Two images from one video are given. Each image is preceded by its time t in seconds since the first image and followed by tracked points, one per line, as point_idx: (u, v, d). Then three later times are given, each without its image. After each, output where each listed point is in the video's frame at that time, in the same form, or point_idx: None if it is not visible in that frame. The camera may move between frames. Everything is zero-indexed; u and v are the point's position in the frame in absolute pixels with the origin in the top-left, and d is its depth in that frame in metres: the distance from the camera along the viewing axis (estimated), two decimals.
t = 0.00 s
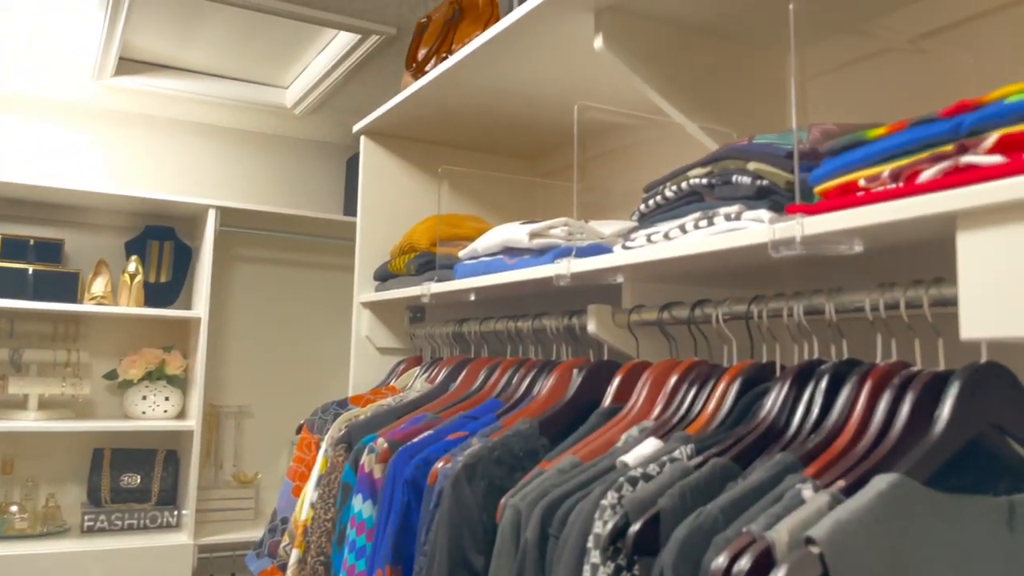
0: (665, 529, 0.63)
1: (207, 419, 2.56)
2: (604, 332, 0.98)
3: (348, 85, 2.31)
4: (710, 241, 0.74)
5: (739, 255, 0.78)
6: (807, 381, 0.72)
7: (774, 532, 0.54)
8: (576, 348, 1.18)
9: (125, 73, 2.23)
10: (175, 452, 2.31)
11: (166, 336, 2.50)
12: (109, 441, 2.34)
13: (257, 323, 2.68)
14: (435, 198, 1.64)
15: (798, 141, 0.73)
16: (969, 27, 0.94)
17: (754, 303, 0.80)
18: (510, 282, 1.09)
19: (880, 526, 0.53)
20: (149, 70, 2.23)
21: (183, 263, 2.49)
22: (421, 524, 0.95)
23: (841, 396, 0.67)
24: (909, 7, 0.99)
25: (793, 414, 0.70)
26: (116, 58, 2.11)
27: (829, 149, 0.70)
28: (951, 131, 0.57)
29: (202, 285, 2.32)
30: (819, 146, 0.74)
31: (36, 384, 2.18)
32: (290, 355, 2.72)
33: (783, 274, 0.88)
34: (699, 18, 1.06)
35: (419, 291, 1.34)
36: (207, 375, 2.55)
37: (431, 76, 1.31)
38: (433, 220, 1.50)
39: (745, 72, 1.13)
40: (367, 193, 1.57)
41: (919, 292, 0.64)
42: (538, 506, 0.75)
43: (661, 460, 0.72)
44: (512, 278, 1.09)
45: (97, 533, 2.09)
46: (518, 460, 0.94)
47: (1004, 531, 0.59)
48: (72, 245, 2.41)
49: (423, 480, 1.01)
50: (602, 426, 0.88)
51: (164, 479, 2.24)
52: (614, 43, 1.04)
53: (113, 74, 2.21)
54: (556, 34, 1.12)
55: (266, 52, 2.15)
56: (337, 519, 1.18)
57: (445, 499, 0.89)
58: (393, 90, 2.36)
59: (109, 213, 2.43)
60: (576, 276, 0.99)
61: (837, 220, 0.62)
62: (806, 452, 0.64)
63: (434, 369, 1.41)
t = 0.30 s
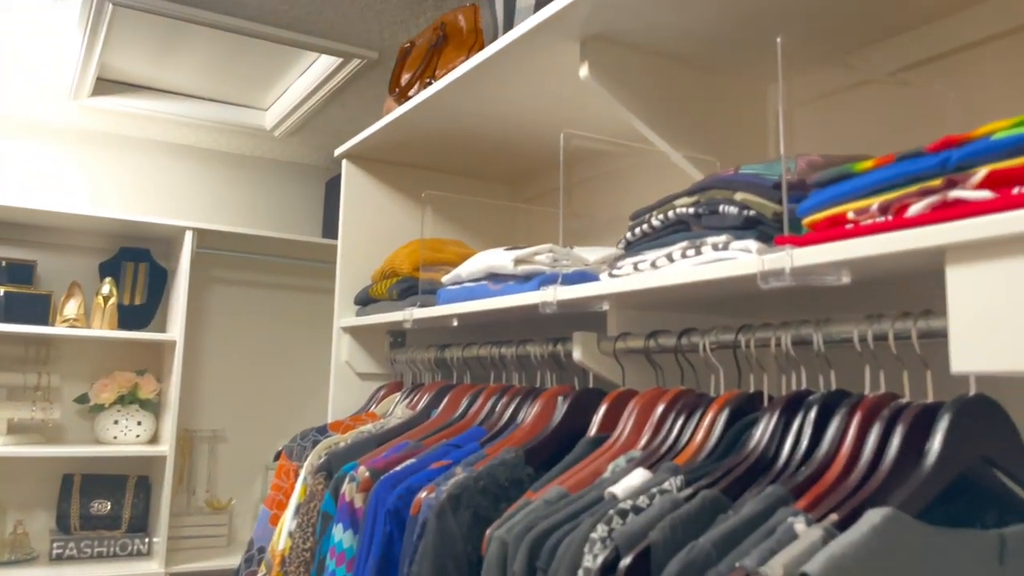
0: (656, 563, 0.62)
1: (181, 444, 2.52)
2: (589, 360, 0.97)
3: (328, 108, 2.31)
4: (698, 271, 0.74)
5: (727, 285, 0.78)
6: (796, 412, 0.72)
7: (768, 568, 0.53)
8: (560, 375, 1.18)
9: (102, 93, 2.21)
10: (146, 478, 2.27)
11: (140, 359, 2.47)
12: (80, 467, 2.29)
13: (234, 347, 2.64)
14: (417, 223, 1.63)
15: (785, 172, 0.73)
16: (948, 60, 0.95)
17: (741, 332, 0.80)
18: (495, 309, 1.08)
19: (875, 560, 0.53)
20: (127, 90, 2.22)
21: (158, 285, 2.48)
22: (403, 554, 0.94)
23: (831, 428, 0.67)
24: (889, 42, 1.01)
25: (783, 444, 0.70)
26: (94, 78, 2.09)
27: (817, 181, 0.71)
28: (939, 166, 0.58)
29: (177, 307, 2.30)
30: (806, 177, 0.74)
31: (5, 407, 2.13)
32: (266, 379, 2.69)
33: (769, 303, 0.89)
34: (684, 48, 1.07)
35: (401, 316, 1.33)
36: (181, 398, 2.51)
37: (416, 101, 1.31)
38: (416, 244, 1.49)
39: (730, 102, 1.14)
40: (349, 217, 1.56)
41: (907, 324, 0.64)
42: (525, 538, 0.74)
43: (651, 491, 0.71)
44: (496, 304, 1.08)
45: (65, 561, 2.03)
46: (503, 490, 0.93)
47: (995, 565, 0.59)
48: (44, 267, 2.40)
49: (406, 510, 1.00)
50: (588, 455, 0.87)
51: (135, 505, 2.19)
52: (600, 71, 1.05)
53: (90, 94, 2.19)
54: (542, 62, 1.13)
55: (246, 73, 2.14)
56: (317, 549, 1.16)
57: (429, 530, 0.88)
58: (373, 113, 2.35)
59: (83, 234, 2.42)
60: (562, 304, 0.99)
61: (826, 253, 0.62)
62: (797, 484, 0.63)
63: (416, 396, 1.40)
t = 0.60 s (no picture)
0: None
1: (156, 478, 2.46)
2: (580, 397, 0.97)
3: (311, 140, 2.31)
4: (691, 310, 0.75)
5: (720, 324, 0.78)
6: (791, 451, 0.72)
7: None
8: (550, 412, 1.17)
9: (83, 124, 2.19)
10: (122, 514, 2.22)
11: (116, 393, 2.44)
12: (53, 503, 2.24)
13: (212, 379, 2.61)
14: (402, 256, 1.63)
15: (778, 212, 0.74)
16: (930, 101, 0.97)
17: (733, 370, 0.80)
18: (484, 344, 1.08)
19: None
20: (108, 121, 2.20)
21: (135, 317, 2.46)
22: None
23: (827, 468, 0.67)
24: (870, 83, 1.03)
25: (778, 484, 0.70)
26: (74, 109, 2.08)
27: (810, 222, 0.72)
28: (932, 210, 0.59)
29: (156, 340, 2.27)
30: (799, 218, 0.75)
31: None
32: (245, 412, 2.65)
33: (759, 341, 0.89)
34: (670, 88, 1.09)
35: (387, 351, 1.32)
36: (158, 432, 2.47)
37: (404, 136, 1.32)
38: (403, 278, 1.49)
39: (714, 139, 1.16)
40: (333, 251, 1.56)
41: (901, 364, 0.64)
42: None
43: (648, 533, 0.70)
44: (486, 340, 1.08)
45: None
46: (494, 529, 0.92)
47: None
48: (20, 298, 2.37)
49: (395, 550, 0.98)
50: (581, 493, 0.87)
51: (109, 541, 2.13)
52: (588, 109, 1.07)
53: (70, 125, 2.18)
54: (529, 100, 1.14)
55: (228, 105, 2.14)
56: None
57: (421, 572, 0.86)
58: (356, 145, 2.36)
59: (60, 265, 2.40)
60: (553, 340, 0.99)
61: (821, 293, 0.63)
62: (795, 525, 0.63)
63: (402, 431, 1.38)
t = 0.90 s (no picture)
0: None
1: (136, 513, 2.42)
2: (575, 432, 0.98)
3: (297, 172, 2.31)
4: (690, 347, 0.75)
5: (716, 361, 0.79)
6: (788, 488, 0.73)
7: None
8: (542, 447, 1.17)
9: (68, 156, 2.18)
10: (100, 551, 2.18)
11: (95, 427, 2.43)
12: (30, 539, 2.20)
13: (194, 411, 2.58)
14: (390, 288, 1.63)
15: (773, 251, 0.75)
16: (916, 140, 1.00)
17: (729, 407, 0.81)
18: (478, 379, 1.08)
19: None
20: (93, 152, 2.19)
21: (117, 349, 2.43)
22: None
23: (826, 505, 0.68)
24: (857, 121, 1.06)
25: (777, 521, 0.71)
26: (59, 138, 2.06)
27: (804, 261, 0.73)
28: (925, 252, 0.61)
29: (138, 373, 2.25)
30: (794, 257, 0.77)
31: None
32: (227, 444, 2.62)
33: (753, 376, 0.90)
34: (661, 124, 1.11)
35: (378, 385, 1.32)
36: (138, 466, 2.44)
37: (395, 170, 1.33)
38: (393, 310, 1.49)
39: (704, 174, 1.18)
40: (323, 283, 1.55)
41: (897, 403, 0.65)
42: None
43: (649, 571, 0.70)
44: (479, 375, 1.08)
45: None
46: (490, 567, 0.91)
47: None
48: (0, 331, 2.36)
49: None
50: (577, 530, 0.87)
51: None
52: (580, 146, 1.08)
53: (54, 156, 2.16)
54: (521, 137, 1.16)
55: (215, 138, 2.15)
56: None
57: None
58: (342, 177, 2.36)
59: (41, 297, 2.38)
60: (548, 375, 0.99)
61: (817, 332, 0.64)
62: (796, 562, 0.64)
63: (392, 466, 1.37)
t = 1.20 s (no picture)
0: None
1: (119, 541, 2.39)
2: (572, 461, 0.97)
3: (286, 197, 2.31)
4: (689, 377, 0.76)
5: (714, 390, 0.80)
6: (787, 517, 0.74)
7: None
8: (537, 475, 1.17)
9: (56, 181, 2.18)
10: None
11: (78, 454, 2.42)
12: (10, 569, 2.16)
13: (179, 438, 2.56)
14: (381, 315, 1.63)
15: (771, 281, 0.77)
16: (905, 173, 1.02)
17: (727, 436, 0.82)
18: (474, 408, 1.08)
19: None
20: (81, 178, 2.19)
21: (102, 376, 2.41)
22: None
23: (825, 534, 0.69)
24: (846, 153, 1.08)
25: (777, 550, 0.71)
26: (48, 164, 2.05)
27: (800, 293, 0.74)
28: (921, 286, 0.62)
29: (123, 399, 2.24)
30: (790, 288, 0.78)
31: None
32: (212, 471, 2.60)
33: (749, 405, 0.91)
34: (654, 156, 1.13)
35: (371, 413, 1.31)
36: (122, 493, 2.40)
37: (389, 200, 1.34)
38: (386, 337, 1.49)
39: (695, 204, 1.20)
40: (314, 310, 1.55)
41: (894, 433, 0.66)
42: None
43: None
44: (475, 403, 1.08)
45: None
46: None
47: None
48: None
49: None
50: (575, 559, 0.87)
51: None
52: (576, 177, 1.10)
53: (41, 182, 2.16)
54: (516, 167, 1.17)
55: (205, 164, 2.15)
56: None
57: None
58: (331, 203, 2.37)
59: (26, 322, 2.37)
60: (545, 404, 1.00)
61: (816, 364, 0.65)
62: None
63: (384, 494, 1.37)
